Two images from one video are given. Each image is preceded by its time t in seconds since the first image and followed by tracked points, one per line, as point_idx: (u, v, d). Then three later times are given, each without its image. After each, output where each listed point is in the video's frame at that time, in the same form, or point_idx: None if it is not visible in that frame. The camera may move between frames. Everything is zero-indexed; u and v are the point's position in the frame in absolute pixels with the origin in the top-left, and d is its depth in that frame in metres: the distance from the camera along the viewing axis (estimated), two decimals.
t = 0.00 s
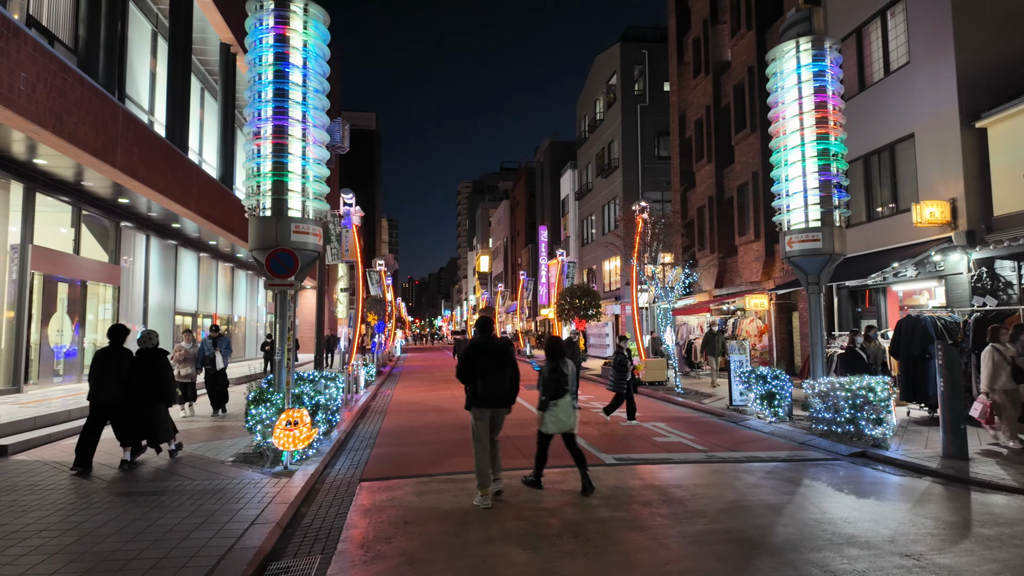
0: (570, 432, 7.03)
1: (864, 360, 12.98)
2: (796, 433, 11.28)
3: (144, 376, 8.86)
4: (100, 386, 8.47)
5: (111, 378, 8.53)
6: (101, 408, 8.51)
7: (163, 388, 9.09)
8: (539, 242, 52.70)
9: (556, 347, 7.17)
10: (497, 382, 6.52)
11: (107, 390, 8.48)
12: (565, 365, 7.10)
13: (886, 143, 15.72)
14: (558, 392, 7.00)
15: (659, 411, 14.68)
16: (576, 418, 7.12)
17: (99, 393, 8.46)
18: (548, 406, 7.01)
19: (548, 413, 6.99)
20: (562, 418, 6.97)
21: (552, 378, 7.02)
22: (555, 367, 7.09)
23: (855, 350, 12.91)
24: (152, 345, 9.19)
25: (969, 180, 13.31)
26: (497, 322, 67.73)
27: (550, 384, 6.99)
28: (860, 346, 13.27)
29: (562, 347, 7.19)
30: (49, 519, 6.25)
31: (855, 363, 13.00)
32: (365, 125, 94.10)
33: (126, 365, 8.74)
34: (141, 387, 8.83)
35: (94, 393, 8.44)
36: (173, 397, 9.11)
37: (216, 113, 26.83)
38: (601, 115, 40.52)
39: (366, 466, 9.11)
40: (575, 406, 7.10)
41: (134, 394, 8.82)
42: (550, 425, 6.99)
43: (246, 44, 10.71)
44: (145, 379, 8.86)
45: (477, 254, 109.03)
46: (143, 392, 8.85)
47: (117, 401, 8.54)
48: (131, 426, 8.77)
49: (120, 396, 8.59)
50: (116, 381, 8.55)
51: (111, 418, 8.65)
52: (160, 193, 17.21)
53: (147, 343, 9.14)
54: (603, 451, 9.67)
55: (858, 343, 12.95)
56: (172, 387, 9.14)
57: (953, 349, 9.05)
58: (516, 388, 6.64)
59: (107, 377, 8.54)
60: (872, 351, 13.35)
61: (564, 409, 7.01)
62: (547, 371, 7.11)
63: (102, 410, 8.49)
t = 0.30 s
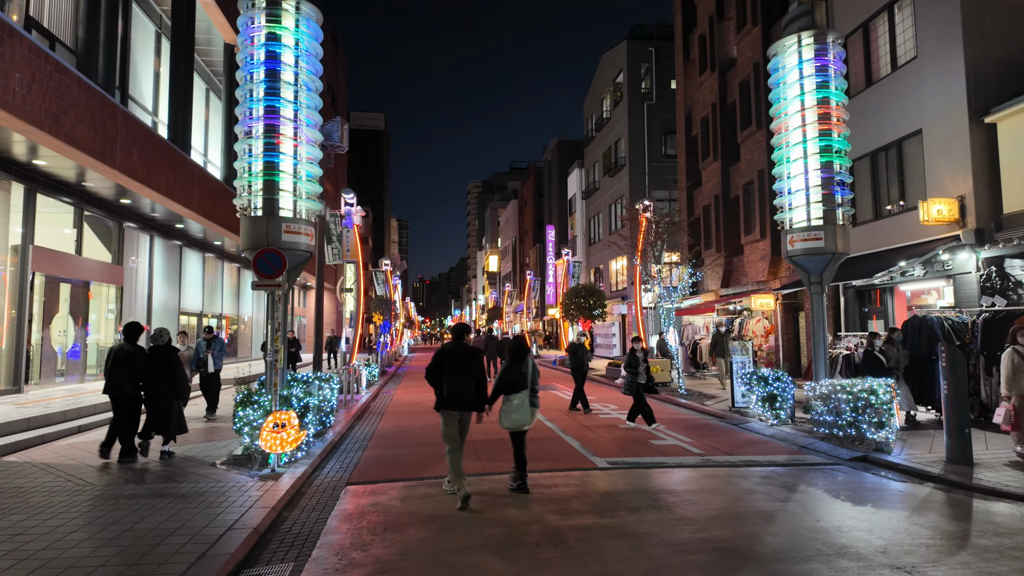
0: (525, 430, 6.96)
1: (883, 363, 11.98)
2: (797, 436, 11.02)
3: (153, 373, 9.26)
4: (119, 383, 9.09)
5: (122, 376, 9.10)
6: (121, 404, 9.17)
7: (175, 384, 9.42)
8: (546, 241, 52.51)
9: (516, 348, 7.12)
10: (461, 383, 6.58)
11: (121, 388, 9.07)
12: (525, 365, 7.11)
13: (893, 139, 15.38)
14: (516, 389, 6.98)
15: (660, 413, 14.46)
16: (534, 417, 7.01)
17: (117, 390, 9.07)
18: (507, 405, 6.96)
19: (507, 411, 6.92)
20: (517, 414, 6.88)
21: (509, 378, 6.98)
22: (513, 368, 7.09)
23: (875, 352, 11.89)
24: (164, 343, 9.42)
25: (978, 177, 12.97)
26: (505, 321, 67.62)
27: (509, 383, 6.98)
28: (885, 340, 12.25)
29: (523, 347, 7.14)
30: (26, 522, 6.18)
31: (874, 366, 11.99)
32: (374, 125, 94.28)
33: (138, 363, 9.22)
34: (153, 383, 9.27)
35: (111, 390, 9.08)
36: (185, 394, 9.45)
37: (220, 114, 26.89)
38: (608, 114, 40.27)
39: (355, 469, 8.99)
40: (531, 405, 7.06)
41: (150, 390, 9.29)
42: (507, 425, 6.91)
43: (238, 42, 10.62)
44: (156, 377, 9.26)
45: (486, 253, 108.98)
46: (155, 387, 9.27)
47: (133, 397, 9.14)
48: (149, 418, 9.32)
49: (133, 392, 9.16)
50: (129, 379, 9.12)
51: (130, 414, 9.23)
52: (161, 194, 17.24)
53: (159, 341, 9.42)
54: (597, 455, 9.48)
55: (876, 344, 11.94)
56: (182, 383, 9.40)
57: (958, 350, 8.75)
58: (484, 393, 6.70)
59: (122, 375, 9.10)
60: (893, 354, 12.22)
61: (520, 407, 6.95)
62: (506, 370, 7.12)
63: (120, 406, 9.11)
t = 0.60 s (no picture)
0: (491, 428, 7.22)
1: (900, 362, 11.52)
2: (796, 437, 10.81)
3: (164, 373, 9.38)
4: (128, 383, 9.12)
5: (135, 376, 9.11)
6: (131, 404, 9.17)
7: (180, 382, 9.63)
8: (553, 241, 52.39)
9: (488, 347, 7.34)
10: (434, 378, 7.12)
11: (133, 388, 9.09)
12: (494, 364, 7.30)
13: (898, 135, 15.10)
14: (482, 387, 7.23)
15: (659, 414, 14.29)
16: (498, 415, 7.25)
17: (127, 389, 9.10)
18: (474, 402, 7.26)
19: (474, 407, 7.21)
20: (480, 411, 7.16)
21: (478, 376, 7.25)
22: (483, 366, 7.32)
23: (892, 350, 11.41)
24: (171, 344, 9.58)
25: (984, 172, 12.69)
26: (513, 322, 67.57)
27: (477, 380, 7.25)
28: (905, 337, 11.69)
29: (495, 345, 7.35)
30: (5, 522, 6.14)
31: (889, 364, 11.52)
32: (383, 126, 94.56)
33: (146, 362, 9.31)
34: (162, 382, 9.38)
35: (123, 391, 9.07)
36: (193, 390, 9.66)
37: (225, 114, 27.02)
38: (614, 112, 40.09)
39: (345, 469, 8.93)
40: (498, 404, 7.28)
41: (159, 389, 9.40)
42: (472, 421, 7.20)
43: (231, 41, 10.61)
44: (166, 377, 9.39)
45: (495, 254, 108.99)
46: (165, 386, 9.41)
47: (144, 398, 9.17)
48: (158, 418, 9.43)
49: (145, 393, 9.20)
50: (140, 380, 9.15)
51: (141, 416, 9.21)
52: (164, 194, 17.32)
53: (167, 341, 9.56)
54: (589, 456, 9.33)
55: (893, 342, 11.45)
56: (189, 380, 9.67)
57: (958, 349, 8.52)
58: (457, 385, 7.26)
59: (131, 375, 9.14)
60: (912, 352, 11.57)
61: (484, 405, 7.21)
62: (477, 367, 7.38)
63: (131, 408, 9.10)
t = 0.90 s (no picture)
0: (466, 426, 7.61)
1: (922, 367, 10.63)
2: (794, 440, 10.63)
3: (171, 372, 9.72)
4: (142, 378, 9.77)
5: (145, 370, 9.69)
6: (146, 396, 9.78)
7: (190, 380, 9.88)
8: (561, 241, 52.25)
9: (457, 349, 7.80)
10: (403, 380, 7.59)
11: (145, 382, 9.68)
12: (464, 364, 7.74)
13: (903, 133, 14.84)
14: (453, 388, 7.67)
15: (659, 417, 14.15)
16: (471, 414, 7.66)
17: (140, 384, 9.74)
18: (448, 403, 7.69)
19: (447, 407, 7.62)
20: (452, 411, 7.59)
21: (450, 378, 7.68)
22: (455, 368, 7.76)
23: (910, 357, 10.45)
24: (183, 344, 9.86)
25: (990, 170, 12.41)
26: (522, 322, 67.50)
27: (448, 381, 7.69)
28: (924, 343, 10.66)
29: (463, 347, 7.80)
30: None
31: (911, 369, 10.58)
32: (393, 126, 94.79)
33: (157, 360, 9.80)
34: (172, 379, 9.75)
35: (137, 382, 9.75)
36: (197, 391, 9.80)
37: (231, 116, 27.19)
38: (621, 111, 39.92)
39: (334, 471, 8.92)
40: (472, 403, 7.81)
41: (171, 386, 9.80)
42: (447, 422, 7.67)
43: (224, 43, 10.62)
44: (172, 375, 9.73)
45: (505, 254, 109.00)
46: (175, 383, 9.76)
47: (154, 391, 9.71)
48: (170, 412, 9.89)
49: (155, 387, 9.71)
50: (151, 374, 9.69)
51: (153, 407, 9.81)
52: (167, 196, 17.42)
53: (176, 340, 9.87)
54: (581, 459, 9.24)
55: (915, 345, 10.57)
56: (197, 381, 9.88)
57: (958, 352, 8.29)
58: (429, 388, 7.67)
59: (144, 370, 9.74)
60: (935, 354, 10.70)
61: (458, 406, 7.65)
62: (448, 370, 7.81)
63: (143, 398, 9.74)
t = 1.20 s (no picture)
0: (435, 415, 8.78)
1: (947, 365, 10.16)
2: (792, 441, 10.42)
3: (182, 371, 9.76)
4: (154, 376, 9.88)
5: (156, 369, 9.67)
6: (153, 396, 9.74)
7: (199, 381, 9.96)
8: (569, 240, 52.06)
9: (431, 345, 9.09)
10: (380, 370, 8.59)
11: (154, 380, 9.65)
12: (434, 360, 9.03)
13: (910, 127, 14.54)
14: (425, 381, 8.92)
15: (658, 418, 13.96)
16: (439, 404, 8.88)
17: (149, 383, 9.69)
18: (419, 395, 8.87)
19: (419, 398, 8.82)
20: (424, 401, 8.81)
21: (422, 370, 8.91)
22: (429, 362, 9.04)
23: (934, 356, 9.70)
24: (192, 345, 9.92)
25: (998, 164, 12.10)
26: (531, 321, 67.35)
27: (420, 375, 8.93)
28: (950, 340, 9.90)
29: (437, 343, 9.09)
30: None
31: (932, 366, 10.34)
32: (402, 126, 94.90)
33: (169, 360, 9.84)
34: (182, 379, 9.79)
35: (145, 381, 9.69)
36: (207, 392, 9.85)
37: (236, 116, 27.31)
38: (628, 109, 39.69)
39: (323, 470, 8.85)
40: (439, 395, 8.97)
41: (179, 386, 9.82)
42: (418, 413, 8.84)
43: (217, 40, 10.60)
44: (183, 374, 9.77)
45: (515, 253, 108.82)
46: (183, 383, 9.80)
47: (163, 391, 9.69)
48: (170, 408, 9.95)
49: (165, 386, 9.70)
50: (162, 373, 9.67)
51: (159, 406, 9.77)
52: (168, 195, 17.51)
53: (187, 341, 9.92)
54: (572, 459, 9.11)
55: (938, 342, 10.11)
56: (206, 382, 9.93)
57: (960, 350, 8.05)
58: (402, 377, 8.65)
59: (155, 369, 9.72)
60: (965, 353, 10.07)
61: (428, 397, 8.88)
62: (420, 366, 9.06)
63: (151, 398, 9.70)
